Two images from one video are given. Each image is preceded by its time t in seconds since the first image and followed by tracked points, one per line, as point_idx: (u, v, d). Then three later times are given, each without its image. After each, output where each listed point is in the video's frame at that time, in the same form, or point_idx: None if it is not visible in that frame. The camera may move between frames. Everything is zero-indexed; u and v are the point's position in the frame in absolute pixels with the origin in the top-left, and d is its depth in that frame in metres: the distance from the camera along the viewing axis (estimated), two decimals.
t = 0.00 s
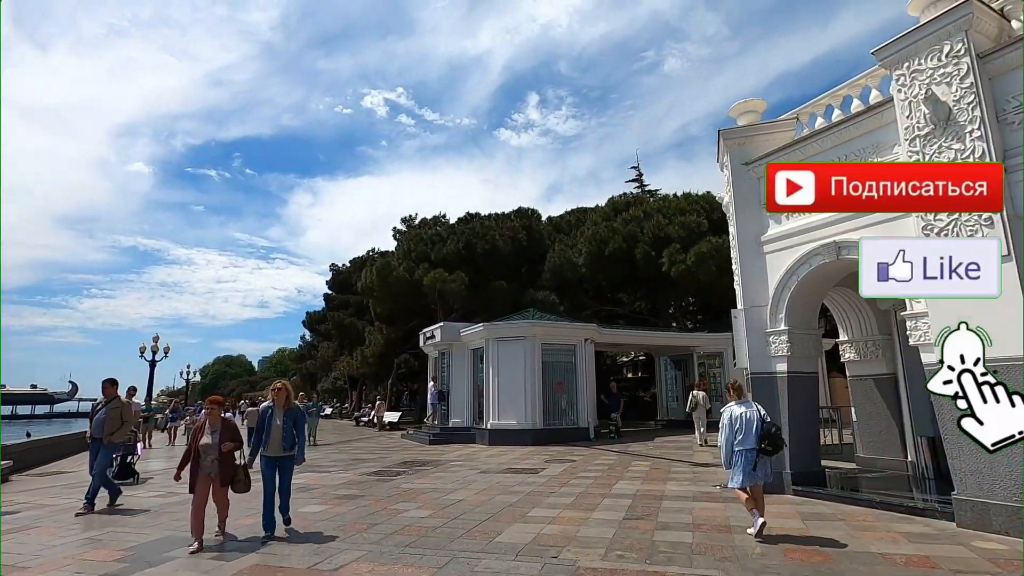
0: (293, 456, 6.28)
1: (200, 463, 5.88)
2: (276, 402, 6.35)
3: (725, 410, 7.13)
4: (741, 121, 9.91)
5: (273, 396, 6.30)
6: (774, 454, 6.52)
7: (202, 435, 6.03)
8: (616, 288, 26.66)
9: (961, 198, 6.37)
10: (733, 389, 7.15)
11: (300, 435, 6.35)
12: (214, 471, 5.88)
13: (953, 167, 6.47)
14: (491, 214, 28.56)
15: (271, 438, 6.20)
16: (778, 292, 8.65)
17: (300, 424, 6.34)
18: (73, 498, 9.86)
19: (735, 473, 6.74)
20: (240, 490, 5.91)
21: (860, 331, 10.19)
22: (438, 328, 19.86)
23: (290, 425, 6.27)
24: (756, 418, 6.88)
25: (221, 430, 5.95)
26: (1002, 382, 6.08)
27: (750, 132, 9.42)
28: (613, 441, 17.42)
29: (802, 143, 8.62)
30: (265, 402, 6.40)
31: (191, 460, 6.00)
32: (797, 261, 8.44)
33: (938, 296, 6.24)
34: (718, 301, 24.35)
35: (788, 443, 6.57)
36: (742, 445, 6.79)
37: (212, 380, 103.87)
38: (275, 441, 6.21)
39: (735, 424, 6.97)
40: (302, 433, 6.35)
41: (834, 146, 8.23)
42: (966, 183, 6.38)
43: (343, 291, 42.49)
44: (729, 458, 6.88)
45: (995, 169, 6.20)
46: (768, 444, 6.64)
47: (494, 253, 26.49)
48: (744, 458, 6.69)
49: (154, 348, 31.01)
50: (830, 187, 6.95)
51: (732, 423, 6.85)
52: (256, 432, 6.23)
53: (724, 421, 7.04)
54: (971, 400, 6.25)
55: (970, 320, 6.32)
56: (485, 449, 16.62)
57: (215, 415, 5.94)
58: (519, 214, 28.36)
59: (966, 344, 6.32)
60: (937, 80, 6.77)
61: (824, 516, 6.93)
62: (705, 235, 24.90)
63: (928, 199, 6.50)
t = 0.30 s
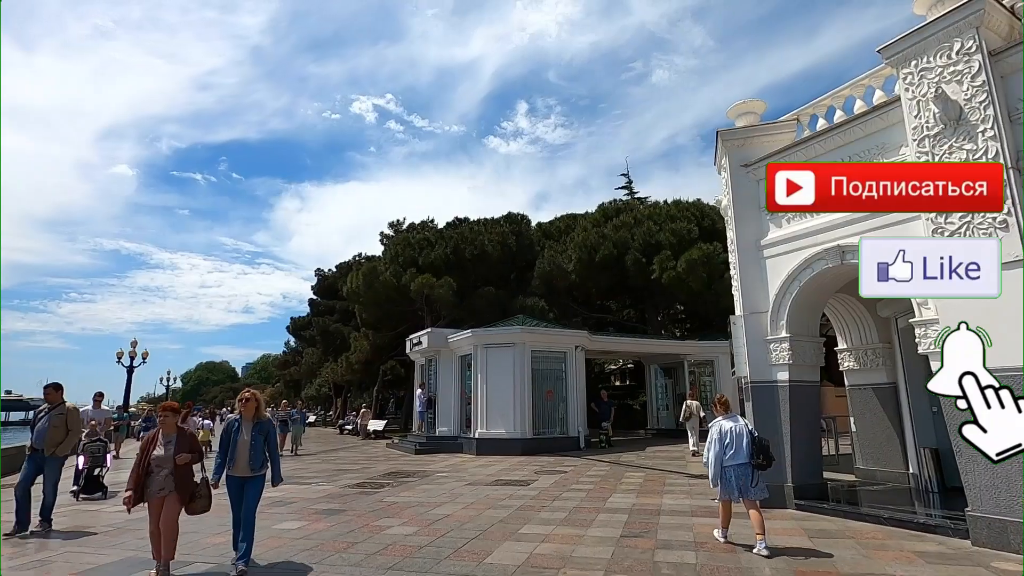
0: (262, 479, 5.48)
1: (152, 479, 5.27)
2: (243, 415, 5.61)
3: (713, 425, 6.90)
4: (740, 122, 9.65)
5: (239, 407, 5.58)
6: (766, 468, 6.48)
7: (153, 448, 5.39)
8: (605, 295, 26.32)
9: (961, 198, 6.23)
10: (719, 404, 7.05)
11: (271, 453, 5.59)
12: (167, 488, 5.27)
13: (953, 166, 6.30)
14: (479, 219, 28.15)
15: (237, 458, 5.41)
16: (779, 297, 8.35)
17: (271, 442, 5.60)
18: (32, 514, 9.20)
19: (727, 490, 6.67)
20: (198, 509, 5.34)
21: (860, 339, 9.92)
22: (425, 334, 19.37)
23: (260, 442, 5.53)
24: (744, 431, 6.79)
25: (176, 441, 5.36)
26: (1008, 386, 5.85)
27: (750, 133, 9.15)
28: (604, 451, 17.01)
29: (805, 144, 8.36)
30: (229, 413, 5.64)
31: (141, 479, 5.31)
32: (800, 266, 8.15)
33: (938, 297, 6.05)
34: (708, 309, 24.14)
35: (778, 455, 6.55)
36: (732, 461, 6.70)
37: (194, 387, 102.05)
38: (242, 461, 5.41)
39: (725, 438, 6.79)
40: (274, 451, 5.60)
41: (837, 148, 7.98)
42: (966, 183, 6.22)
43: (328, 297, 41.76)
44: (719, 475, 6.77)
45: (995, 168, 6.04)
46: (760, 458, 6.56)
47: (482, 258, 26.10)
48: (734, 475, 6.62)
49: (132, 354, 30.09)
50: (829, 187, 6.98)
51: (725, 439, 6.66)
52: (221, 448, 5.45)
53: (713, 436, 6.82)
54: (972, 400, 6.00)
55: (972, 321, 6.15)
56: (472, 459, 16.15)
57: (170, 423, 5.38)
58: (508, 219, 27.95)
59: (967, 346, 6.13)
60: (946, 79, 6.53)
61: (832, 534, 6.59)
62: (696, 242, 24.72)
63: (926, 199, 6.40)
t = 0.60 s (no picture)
0: (247, 489, 4.99)
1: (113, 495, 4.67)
2: (226, 417, 5.17)
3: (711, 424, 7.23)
4: (751, 114, 9.31)
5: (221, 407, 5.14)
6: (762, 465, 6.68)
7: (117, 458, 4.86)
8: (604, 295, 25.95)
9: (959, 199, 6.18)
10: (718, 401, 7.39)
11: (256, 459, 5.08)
12: (130, 506, 4.66)
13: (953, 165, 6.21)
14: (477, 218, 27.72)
15: (218, 465, 4.93)
16: (794, 294, 8.03)
17: (257, 447, 5.10)
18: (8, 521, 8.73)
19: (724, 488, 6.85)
20: (161, 533, 4.71)
21: (875, 339, 9.58)
22: (422, 335, 18.96)
23: (244, 446, 5.04)
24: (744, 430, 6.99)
25: (145, 449, 4.85)
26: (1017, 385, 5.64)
27: (762, 124, 8.81)
28: (604, 454, 16.65)
29: (820, 135, 8.03)
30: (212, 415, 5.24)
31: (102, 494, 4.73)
32: (816, 261, 7.82)
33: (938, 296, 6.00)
34: (709, 309, 23.83)
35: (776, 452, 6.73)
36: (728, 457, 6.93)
37: (187, 389, 101.20)
38: (222, 469, 4.93)
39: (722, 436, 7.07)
40: (259, 457, 5.08)
41: (856, 138, 7.66)
42: (965, 183, 6.13)
43: (323, 298, 41.24)
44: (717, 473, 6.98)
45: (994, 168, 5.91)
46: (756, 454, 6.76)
47: (480, 258, 25.74)
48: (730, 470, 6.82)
49: (123, 355, 29.52)
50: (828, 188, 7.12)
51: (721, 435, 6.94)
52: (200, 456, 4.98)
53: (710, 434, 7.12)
54: (995, 401, 5.68)
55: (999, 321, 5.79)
56: (471, 462, 15.75)
57: (139, 432, 4.81)
58: (506, 218, 27.52)
59: (995, 348, 5.78)
60: (974, 63, 6.21)
61: (856, 543, 6.24)
62: (696, 242, 24.43)
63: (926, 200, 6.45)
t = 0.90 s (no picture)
0: (216, 514, 4.29)
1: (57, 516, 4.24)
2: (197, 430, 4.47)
3: (720, 431, 7.52)
4: (763, 108, 8.96)
5: (191, 418, 4.44)
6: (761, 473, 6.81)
7: (65, 473, 4.37)
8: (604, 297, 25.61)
9: (961, 198, 6.14)
10: (728, 407, 7.60)
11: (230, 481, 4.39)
12: (82, 533, 4.23)
13: (955, 166, 6.21)
14: (475, 219, 27.31)
15: (184, 488, 4.26)
16: (813, 294, 7.69)
17: (232, 466, 4.41)
18: None
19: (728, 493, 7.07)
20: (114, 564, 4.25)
21: (890, 343, 9.27)
22: (420, 337, 18.56)
23: (217, 465, 4.36)
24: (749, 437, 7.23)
25: (97, 464, 4.35)
26: None
27: (778, 117, 8.43)
28: (607, 459, 16.26)
29: (841, 128, 7.65)
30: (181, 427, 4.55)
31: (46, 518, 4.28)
32: (837, 260, 7.48)
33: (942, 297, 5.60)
34: (710, 311, 23.51)
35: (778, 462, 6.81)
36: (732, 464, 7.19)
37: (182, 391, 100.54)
38: (190, 493, 4.26)
39: (728, 443, 7.31)
40: (233, 478, 4.38)
41: (878, 131, 7.30)
42: (966, 183, 6.07)
43: (319, 299, 40.75)
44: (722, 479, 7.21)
45: (994, 168, 5.81)
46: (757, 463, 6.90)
47: (479, 259, 25.34)
48: (733, 476, 7.04)
49: (114, 357, 28.98)
50: (828, 187, 6.93)
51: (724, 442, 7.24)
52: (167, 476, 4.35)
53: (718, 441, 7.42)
54: None
55: None
56: (470, 467, 15.34)
57: (92, 445, 4.36)
58: (505, 219, 27.10)
59: None
60: (1011, 48, 5.85)
61: (886, 559, 5.86)
62: (698, 243, 24.12)
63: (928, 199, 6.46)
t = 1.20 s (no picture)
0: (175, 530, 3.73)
1: None
2: (148, 430, 3.83)
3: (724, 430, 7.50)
4: (776, 97, 8.61)
5: (140, 415, 3.80)
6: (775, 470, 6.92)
7: None
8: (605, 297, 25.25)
9: (960, 199, 6.14)
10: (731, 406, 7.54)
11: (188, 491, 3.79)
12: None
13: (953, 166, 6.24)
14: (474, 217, 26.91)
15: (131, 500, 3.64)
16: (830, 289, 7.33)
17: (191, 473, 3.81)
18: None
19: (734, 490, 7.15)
20: None
21: (907, 341, 8.91)
22: (417, 337, 18.15)
23: (172, 473, 3.73)
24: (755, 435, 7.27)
25: (10, 476, 3.67)
26: None
27: (793, 105, 8.09)
28: (609, 462, 15.87)
29: (861, 115, 7.29)
30: (130, 427, 3.89)
31: None
32: (856, 253, 7.12)
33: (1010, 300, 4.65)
34: (712, 311, 23.18)
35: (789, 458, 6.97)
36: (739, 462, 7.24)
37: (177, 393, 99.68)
38: (139, 505, 3.64)
39: (734, 442, 7.30)
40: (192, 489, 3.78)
41: (900, 117, 6.96)
42: (966, 183, 6.11)
43: (315, 299, 40.27)
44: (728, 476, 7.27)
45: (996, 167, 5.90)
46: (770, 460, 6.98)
47: (477, 258, 24.95)
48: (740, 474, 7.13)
49: (106, 357, 28.46)
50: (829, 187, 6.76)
51: (731, 441, 7.25)
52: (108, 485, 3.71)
53: (724, 439, 7.38)
54: None
55: None
56: (468, 470, 14.94)
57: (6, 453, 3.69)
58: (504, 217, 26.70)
59: None
60: None
61: (915, 569, 5.49)
62: (700, 242, 23.81)
63: (927, 200, 6.38)
